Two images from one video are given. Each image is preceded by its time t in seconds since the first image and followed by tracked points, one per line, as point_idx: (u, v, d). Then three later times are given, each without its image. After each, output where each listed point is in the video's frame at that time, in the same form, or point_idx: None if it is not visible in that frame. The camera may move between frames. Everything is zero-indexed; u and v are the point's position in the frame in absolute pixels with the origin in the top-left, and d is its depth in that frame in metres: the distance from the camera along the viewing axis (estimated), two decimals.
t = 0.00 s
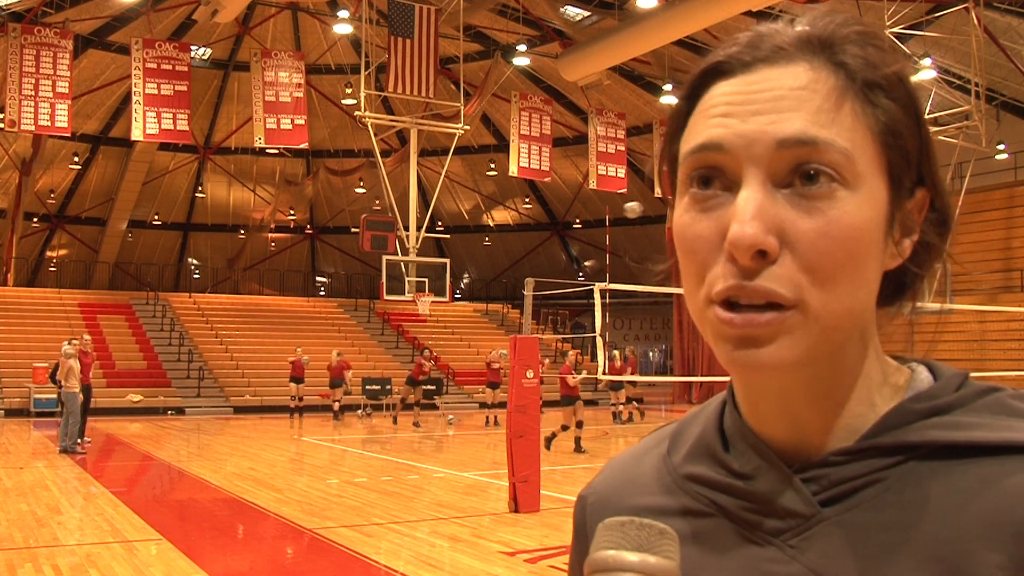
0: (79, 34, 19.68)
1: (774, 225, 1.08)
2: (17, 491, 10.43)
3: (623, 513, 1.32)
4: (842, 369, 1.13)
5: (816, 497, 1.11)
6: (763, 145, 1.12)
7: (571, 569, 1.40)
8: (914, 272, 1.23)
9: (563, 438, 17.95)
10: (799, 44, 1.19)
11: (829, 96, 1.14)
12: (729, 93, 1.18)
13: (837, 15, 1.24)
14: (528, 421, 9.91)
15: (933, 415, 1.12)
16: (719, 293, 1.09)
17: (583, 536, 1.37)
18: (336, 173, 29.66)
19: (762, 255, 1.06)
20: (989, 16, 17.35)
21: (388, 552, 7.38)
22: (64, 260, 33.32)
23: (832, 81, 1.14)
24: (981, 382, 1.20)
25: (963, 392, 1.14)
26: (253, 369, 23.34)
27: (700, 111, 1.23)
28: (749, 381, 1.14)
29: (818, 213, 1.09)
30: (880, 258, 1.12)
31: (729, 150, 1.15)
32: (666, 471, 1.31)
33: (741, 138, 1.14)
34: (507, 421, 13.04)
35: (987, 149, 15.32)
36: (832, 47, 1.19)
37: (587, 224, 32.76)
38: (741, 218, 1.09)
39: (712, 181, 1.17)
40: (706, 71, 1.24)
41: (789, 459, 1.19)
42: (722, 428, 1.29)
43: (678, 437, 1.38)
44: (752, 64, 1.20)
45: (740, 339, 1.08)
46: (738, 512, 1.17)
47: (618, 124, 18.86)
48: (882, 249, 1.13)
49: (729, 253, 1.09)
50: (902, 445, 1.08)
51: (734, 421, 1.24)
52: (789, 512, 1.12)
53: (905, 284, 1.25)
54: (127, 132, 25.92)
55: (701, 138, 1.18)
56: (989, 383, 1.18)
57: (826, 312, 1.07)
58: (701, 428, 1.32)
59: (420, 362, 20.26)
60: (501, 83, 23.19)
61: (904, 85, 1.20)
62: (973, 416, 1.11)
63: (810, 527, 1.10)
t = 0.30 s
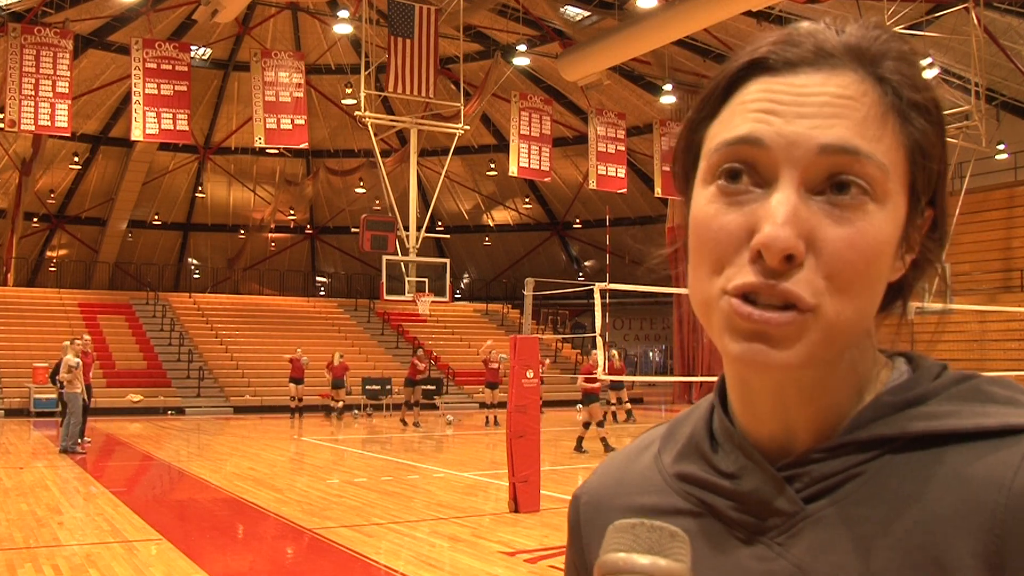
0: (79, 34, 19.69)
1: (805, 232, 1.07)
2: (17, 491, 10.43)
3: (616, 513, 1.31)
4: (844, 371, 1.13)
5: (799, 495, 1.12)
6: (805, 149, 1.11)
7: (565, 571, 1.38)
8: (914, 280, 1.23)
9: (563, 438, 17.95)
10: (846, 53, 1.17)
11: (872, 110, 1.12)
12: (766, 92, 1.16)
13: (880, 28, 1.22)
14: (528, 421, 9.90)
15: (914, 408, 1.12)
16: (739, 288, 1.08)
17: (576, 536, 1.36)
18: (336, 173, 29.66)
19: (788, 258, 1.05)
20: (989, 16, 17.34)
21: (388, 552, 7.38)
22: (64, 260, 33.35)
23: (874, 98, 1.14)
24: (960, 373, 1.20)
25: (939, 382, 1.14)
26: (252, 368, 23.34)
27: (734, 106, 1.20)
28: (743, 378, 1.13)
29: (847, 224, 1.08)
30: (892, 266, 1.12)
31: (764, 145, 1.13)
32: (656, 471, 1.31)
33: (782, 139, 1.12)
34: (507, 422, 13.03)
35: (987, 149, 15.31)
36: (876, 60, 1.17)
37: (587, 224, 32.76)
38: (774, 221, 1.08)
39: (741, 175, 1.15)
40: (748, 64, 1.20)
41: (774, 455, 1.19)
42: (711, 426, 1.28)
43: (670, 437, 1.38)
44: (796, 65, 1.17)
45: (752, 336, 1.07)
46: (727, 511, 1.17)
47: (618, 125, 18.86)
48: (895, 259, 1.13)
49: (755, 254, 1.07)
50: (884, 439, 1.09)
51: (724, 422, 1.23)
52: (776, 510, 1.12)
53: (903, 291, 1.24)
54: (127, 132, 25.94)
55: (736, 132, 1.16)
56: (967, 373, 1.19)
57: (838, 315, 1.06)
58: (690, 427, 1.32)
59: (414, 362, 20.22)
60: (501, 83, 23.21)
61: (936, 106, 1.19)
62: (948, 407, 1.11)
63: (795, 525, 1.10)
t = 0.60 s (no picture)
0: (79, 34, 19.69)
1: (800, 216, 1.08)
2: (17, 491, 10.43)
3: (614, 511, 1.31)
4: (842, 364, 1.13)
5: (800, 490, 1.12)
6: (799, 137, 1.12)
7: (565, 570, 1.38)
8: (918, 276, 1.24)
9: (562, 438, 17.96)
10: (846, 44, 1.18)
11: (870, 98, 1.13)
12: (767, 83, 1.17)
13: (880, 23, 1.22)
14: (528, 421, 9.91)
15: (915, 402, 1.12)
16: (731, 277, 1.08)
17: (575, 536, 1.36)
18: (336, 173, 29.66)
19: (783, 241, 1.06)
20: (989, 16, 17.34)
21: (388, 552, 7.38)
22: (64, 260, 33.33)
23: (874, 87, 1.14)
24: (964, 366, 1.21)
25: (939, 373, 1.15)
26: (252, 368, 23.34)
27: (736, 97, 1.22)
28: (743, 373, 1.14)
29: (840, 210, 1.09)
30: (891, 256, 1.12)
31: (763, 136, 1.15)
32: (654, 468, 1.31)
33: (777, 128, 1.14)
34: (507, 422, 13.04)
35: (987, 149, 15.32)
36: (876, 53, 1.18)
37: (587, 223, 32.77)
38: (765, 207, 1.09)
39: (739, 166, 1.17)
40: (749, 57, 1.22)
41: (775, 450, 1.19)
42: (711, 424, 1.28)
43: (669, 435, 1.37)
44: (791, 57, 1.19)
45: (751, 324, 1.08)
46: (725, 507, 1.17)
47: (618, 125, 18.87)
48: (894, 250, 1.13)
49: (750, 239, 1.08)
50: (888, 432, 1.09)
51: (724, 419, 1.23)
52: (775, 508, 1.12)
53: (905, 287, 1.25)
54: (127, 132, 25.95)
55: (737, 122, 1.18)
56: (969, 364, 1.19)
57: (839, 304, 1.08)
58: (688, 425, 1.32)
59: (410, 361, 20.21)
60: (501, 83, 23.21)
61: (937, 96, 1.19)
62: (948, 398, 1.12)
63: (794, 521, 1.11)
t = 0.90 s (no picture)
0: (79, 34, 19.68)
1: (763, 208, 1.11)
2: (17, 491, 10.43)
3: (621, 514, 1.31)
4: (838, 361, 1.15)
5: (814, 495, 1.12)
6: (758, 136, 1.15)
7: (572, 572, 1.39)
8: (912, 268, 1.24)
9: (563, 439, 17.95)
10: (807, 38, 1.22)
11: (826, 86, 1.17)
12: (737, 84, 1.20)
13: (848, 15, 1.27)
14: (528, 421, 9.91)
15: (934, 417, 1.13)
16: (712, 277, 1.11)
17: (581, 539, 1.36)
18: (336, 173, 29.64)
19: (750, 236, 1.09)
20: (989, 16, 17.33)
21: (388, 553, 7.38)
22: (64, 260, 33.31)
23: (829, 72, 1.18)
24: (982, 382, 1.21)
25: (963, 393, 1.16)
26: (252, 369, 23.34)
27: (706, 98, 1.26)
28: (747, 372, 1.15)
29: (804, 196, 1.11)
30: (873, 246, 1.14)
31: (726, 141, 1.18)
32: (662, 471, 1.32)
33: (736, 128, 1.17)
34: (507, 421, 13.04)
35: (987, 149, 15.30)
36: (836, 43, 1.22)
37: (586, 223, 32.78)
38: (729, 200, 1.12)
39: (712, 166, 1.20)
40: (716, 60, 1.28)
41: (786, 456, 1.21)
42: (720, 426, 1.30)
43: (675, 436, 1.39)
44: (755, 53, 1.23)
45: (737, 320, 1.09)
46: (732, 509, 1.18)
47: (618, 124, 18.85)
48: (877, 240, 1.15)
49: (720, 237, 1.12)
50: (901, 443, 1.10)
51: (731, 420, 1.25)
52: (787, 510, 1.13)
53: (901, 287, 1.26)
54: (127, 132, 25.97)
55: (707, 121, 1.21)
56: (989, 383, 1.20)
57: (823, 295, 1.10)
58: (697, 428, 1.33)
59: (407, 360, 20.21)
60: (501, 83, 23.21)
61: (905, 78, 1.22)
62: (975, 417, 1.12)
63: (806, 526, 1.11)
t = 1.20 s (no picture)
0: (79, 35, 19.69)
1: (756, 207, 1.11)
2: (17, 491, 10.43)
3: (624, 515, 1.32)
4: (834, 358, 1.15)
5: (815, 493, 1.12)
6: (744, 138, 1.16)
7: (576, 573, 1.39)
8: (909, 262, 1.25)
9: (563, 439, 17.96)
10: (786, 41, 1.24)
11: (809, 84, 1.17)
12: (724, 87, 1.21)
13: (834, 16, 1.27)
14: (528, 421, 9.91)
15: (934, 414, 1.13)
16: (707, 276, 1.11)
17: (584, 542, 1.37)
18: (336, 173, 29.65)
19: (745, 236, 1.09)
20: (989, 16, 17.32)
21: (388, 553, 7.38)
22: (64, 260, 33.31)
23: (809, 72, 1.18)
24: (981, 381, 1.21)
25: (962, 392, 1.15)
26: (252, 369, 23.34)
27: (692, 104, 1.26)
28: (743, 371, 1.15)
29: (795, 195, 1.11)
30: (867, 241, 1.14)
31: (715, 145, 1.18)
32: (665, 472, 1.32)
33: (723, 131, 1.17)
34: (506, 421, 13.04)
35: (987, 149, 15.30)
36: (816, 42, 1.23)
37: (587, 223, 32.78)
38: (721, 202, 1.12)
39: (702, 171, 1.21)
40: (703, 65, 1.28)
41: (786, 454, 1.21)
42: (723, 426, 1.29)
43: (678, 437, 1.39)
44: (742, 57, 1.24)
45: (732, 319, 1.09)
46: (734, 509, 1.18)
47: (618, 125, 18.86)
48: (870, 236, 1.15)
49: (713, 239, 1.12)
50: (898, 441, 1.10)
51: (732, 419, 1.25)
52: (786, 509, 1.13)
53: (900, 282, 1.26)
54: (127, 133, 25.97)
55: (697, 126, 1.21)
56: (990, 382, 1.19)
57: (817, 294, 1.10)
58: (700, 429, 1.33)
59: (405, 360, 20.20)
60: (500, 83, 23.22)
61: (888, 72, 1.22)
62: (972, 414, 1.12)
63: (807, 525, 1.11)
